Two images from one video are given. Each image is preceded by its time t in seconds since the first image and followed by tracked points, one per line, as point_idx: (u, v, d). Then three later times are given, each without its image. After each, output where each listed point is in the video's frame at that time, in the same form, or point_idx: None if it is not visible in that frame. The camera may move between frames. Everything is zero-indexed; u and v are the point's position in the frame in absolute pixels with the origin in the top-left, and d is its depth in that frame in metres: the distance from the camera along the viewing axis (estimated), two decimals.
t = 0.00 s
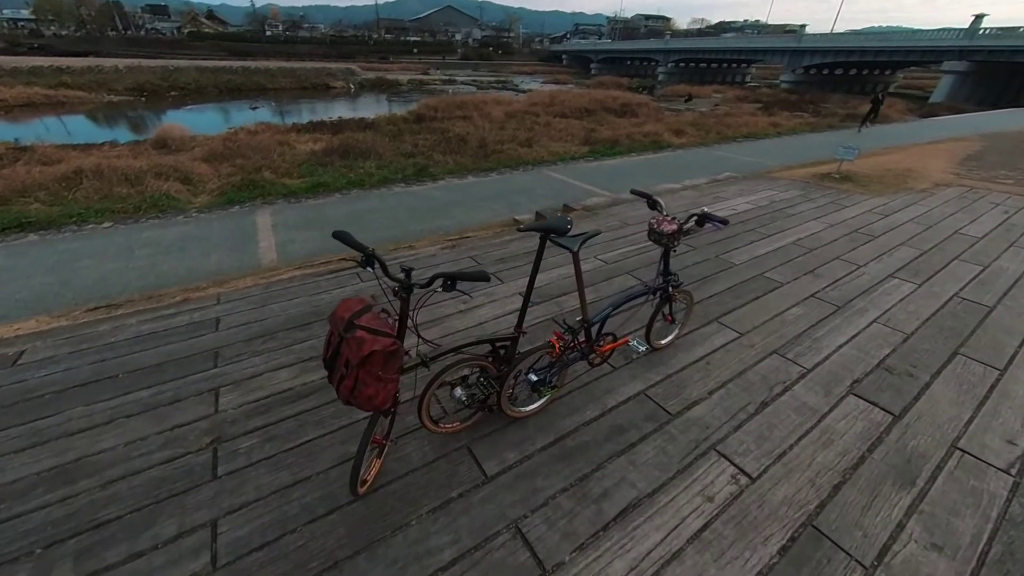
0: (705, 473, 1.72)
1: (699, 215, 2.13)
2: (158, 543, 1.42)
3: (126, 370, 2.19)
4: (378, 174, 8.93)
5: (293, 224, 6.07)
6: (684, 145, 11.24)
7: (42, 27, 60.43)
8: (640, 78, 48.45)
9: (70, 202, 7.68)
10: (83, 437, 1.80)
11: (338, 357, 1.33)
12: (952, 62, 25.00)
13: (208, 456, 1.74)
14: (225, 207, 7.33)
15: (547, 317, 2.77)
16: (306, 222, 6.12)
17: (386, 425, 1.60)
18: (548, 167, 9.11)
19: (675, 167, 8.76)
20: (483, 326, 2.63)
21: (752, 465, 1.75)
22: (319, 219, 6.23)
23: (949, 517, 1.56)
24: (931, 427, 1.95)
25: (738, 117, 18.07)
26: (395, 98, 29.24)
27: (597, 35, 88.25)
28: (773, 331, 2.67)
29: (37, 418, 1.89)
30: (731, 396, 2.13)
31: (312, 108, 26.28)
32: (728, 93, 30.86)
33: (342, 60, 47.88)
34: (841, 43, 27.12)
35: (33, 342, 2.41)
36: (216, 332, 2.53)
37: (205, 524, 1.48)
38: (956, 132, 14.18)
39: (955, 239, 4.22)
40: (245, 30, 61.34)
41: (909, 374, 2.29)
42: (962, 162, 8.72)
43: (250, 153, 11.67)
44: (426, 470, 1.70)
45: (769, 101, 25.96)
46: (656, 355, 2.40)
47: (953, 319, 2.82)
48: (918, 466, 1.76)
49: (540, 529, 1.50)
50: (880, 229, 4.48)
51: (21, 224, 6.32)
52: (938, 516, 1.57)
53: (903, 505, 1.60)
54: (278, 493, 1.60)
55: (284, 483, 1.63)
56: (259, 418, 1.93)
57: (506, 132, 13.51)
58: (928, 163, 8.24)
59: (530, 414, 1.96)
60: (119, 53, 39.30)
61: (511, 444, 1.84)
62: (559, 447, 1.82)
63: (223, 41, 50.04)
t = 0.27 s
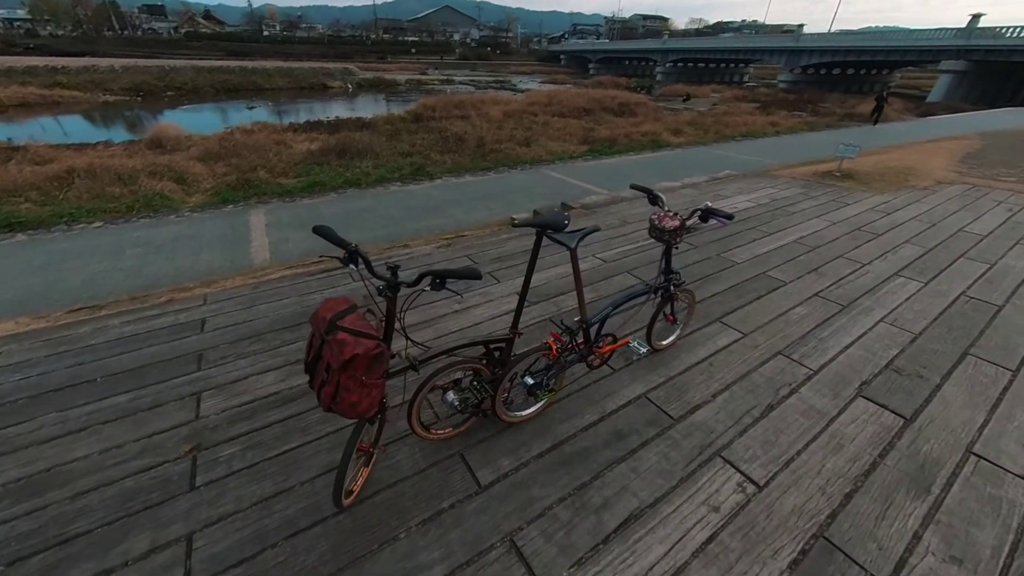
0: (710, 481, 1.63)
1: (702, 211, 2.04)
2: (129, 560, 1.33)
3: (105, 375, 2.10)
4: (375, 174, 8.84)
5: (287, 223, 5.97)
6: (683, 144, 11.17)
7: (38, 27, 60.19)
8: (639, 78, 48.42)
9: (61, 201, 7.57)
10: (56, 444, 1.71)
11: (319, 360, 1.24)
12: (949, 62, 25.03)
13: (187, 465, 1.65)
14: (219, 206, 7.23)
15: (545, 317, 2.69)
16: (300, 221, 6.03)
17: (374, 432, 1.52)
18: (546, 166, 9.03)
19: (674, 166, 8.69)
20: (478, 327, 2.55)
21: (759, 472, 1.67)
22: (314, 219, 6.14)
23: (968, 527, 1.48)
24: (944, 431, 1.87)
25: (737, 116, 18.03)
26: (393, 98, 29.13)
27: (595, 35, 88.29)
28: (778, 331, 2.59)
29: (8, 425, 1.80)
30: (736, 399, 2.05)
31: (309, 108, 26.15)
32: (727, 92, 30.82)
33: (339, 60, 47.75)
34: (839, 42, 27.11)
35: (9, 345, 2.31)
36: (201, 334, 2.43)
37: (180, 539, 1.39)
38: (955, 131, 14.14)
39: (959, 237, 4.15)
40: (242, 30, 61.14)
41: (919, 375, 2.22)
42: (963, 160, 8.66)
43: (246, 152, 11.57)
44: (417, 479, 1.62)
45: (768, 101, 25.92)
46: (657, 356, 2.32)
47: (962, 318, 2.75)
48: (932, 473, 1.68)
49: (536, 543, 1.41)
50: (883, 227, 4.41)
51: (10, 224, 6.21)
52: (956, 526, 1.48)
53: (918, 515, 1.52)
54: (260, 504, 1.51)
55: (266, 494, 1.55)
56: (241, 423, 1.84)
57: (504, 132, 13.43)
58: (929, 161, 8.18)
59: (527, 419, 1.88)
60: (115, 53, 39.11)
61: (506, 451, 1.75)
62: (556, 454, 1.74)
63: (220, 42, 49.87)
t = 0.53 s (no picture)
0: (715, 491, 1.55)
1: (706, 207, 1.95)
2: None
3: (81, 380, 2.00)
4: (371, 174, 8.75)
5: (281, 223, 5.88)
6: (682, 144, 11.12)
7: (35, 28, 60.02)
8: (637, 79, 48.41)
9: (53, 202, 7.46)
10: (24, 454, 1.62)
11: (296, 366, 1.15)
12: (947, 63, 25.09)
13: (162, 476, 1.56)
14: (213, 206, 7.13)
15: (542, 319, 2.60)
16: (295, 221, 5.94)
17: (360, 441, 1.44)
18: (544, 166, 8.95)
19: (674, 165, 8.62)
20: (473, 329, 2.46)
21: (766, 481, 1.58)
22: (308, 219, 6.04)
23: (989, 542, 1.39)
24: (959, 437, 1.79)
25: (736, 117, 17.98)
26: (391, 99, 29.06)
27: (593, 36, 88.49)
28: (783, 332, 2.51)
29: None
30: (741, 404, 1.97)
31: (307, 108, 26.04)
32: (725, 93, 30.79)
33: (338, 61, 47.67)
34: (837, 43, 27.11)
35: None
36: (184, 336, 2.34)
37: (151, 558, 1.31)
38: (954, 131, 14.11)
39: (964, 236, 4.08)
40: (240, 30, 61.04)
41: (930, 378, 2.13)
42: (963, 160, 8.61)
43: (242, 152, 11.48)
44: (405, 490, 1.53)
45: (766, 102, 25.91)
46: (658, 359, 2.23)
47: (971, 319, 2.67)
48: (949, 482, 1.59)
49: (531, 560, 1.33)
50: (886, 226, 4.33)
51: None
52: (978, 540, 1.40)
53: (936, 527, 1.43)
54: (238, 519, 1.42)
55: (245, 507, 1.46)
56: (222, 431, 1.75)
57: (502, 132, 13.36)
58: (929, 160, 8.12)
59: (522, 426, 1.80)
60: (113, 54, 39.02)
61: (501, 460, 1.66)
62: (553, 463, 1.65)
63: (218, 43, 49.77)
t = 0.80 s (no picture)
0: (721, 500, 1.46)
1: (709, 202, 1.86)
2: None
3: (55, 383, 1.91)
4: (369, 173, 8.67)
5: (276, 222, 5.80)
6: (682, 144, 11.05)
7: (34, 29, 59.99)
8: (637, 79, 48.35)
9: (46, 201, 7.37)
10: None
11: (269, 369, 1.06)
12: (947, 63, 25.03)
13: (135, 484, 1.47)
14: (208, 205, 7.04)
15: (539, 319, 2.52)
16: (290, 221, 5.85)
17: (346, 447, 1.35)
18: (543, 165, 8.87)
19: (674, 164, 8.54)
20: (467, 330, 2.37)
21: (775, 490, 1.49)
22: (304, 218, 5.96)
23: (1015, 556, 1.30)
24: (977, 442, 1.70)
25: (736, 117, 17.91)
26: (390, 99, 28.98)
27: (593, 37, 88.52)
28: (789, 332, 2.43)
29: None
30: (747, 407, 1.88)
31: (306, 108, 25.95)
32: (725, 93, 30.72)
33: (337, 62, 47.63)
34: (837, 43, 27.09)
35: None
36: (167, 337, 2.25)
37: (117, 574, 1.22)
38: (956, 130, 14.04)
39: (971, 234, 4.00)
40: (240, 31, 60.99)
41: (943, 380, 2.05)
42: (966, 159, 8.53)
43: (240, 152, 11.40)
44: (392, 500, 1.44)
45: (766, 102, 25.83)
46: (659, 361, 2.14)
47: (983, 318, 2.59)
48: (968, 490, 1.50)
49: None
50: (892, 224, 4.25)
51: None
52: (1003, 554, 1.31)
53: (957, 540, 1.35)
54: (213, 532, 1.33)
55: (221, 519, 1.37)
56: (201, 437, 1.66)
57: (502, 132, 13.29)
58: (932, 159, 8.04)
59: (517, 431, 1.71)
60: (112, 54, 38.96)
61: (495, 468, 1.57)
62: (550, 471, 1.56)
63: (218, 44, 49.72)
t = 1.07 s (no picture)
0: (729, 507, 1.37)
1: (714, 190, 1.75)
2: None
3: (29, 381, 1.83)
4: (368, 171, 8.60)
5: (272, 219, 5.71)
6: (684, 142, 10.96)
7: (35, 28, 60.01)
8: (638, 79, 48.21)
9: (40, 198, 7.29)
10: None
11: (239, 366, 0.97)
12: (949, 63, 24.89)
13: (106, 489, 1.39)
14: (204, 202, 6.96)
15: (538, 316, 2.43)
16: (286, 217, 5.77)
17: (329, 450, 1.27)
18: (544, 163, 8.78)
19: (676, 162, 8.45)
20: (462, 327, 2.28)
21: (787, 497, 1.40)
22: (301, 215, 5.88)
23: None
24: (999, 446, 1.60)
25: (737, 116, 17.81)
26: (390, 98, 28.89)
27: (594, 37, 88.40)
28: (797, 330, 2.34)
29: None
30: (754, 408, 1.79)
31: (306, 107, 25.88)
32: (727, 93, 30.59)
33: (338, 61, 47.65)
34: (838, 42, 26.98)
35: None
36: (150, 334, 2.17)
37: None
38: (959, 129, 13.92)
39: (981, 231, 3.90)
40: (241, 30, 60.99)
41: (960, 380, 1.95)
42: (972, 157, 8.42)
43: (238, 150, 11.33)
44: (378, 507, 1.35)
45: (768, 101, 25.70)
46: (663, 359, 2.05)
47: (998, 316, 2.49)
48: (993, 497, 1.41)
49: None
50: (899, 221, 4.15)
51: None
52: None
53: (983, 551, 1.25)
54: (186, 541, 1.25)
55: (196, 527, 1.28)
56: (178, 439, 1.57)
57: (502, 130, 13.21)
58: (938, 157, 7.93)
59: (513, 432, 1.62)
60: (112, 53, 38.93)
61: (488, 472, 1.49)
62: (546, 475, 1.47)
63: (218, 43, 49.69)
